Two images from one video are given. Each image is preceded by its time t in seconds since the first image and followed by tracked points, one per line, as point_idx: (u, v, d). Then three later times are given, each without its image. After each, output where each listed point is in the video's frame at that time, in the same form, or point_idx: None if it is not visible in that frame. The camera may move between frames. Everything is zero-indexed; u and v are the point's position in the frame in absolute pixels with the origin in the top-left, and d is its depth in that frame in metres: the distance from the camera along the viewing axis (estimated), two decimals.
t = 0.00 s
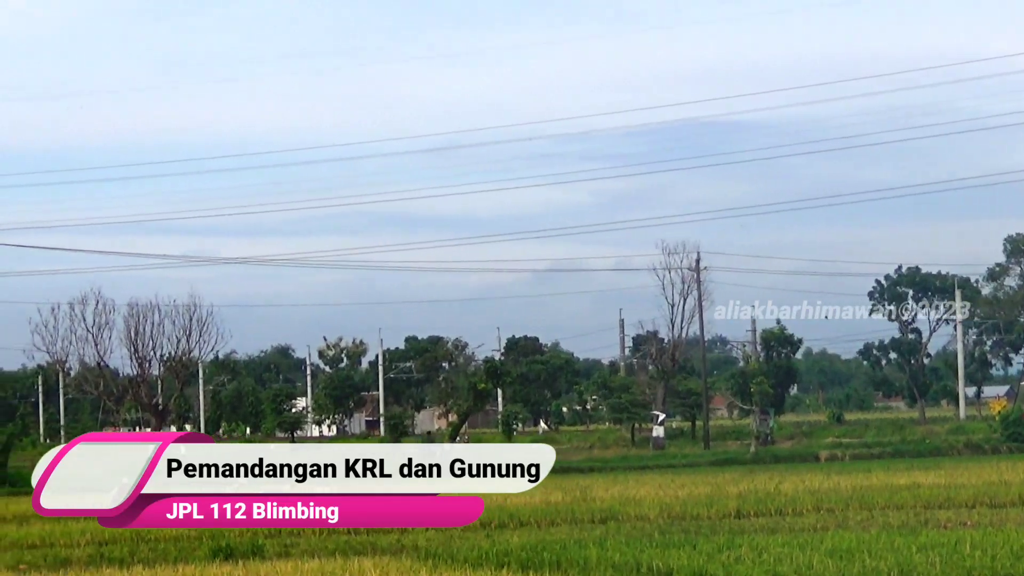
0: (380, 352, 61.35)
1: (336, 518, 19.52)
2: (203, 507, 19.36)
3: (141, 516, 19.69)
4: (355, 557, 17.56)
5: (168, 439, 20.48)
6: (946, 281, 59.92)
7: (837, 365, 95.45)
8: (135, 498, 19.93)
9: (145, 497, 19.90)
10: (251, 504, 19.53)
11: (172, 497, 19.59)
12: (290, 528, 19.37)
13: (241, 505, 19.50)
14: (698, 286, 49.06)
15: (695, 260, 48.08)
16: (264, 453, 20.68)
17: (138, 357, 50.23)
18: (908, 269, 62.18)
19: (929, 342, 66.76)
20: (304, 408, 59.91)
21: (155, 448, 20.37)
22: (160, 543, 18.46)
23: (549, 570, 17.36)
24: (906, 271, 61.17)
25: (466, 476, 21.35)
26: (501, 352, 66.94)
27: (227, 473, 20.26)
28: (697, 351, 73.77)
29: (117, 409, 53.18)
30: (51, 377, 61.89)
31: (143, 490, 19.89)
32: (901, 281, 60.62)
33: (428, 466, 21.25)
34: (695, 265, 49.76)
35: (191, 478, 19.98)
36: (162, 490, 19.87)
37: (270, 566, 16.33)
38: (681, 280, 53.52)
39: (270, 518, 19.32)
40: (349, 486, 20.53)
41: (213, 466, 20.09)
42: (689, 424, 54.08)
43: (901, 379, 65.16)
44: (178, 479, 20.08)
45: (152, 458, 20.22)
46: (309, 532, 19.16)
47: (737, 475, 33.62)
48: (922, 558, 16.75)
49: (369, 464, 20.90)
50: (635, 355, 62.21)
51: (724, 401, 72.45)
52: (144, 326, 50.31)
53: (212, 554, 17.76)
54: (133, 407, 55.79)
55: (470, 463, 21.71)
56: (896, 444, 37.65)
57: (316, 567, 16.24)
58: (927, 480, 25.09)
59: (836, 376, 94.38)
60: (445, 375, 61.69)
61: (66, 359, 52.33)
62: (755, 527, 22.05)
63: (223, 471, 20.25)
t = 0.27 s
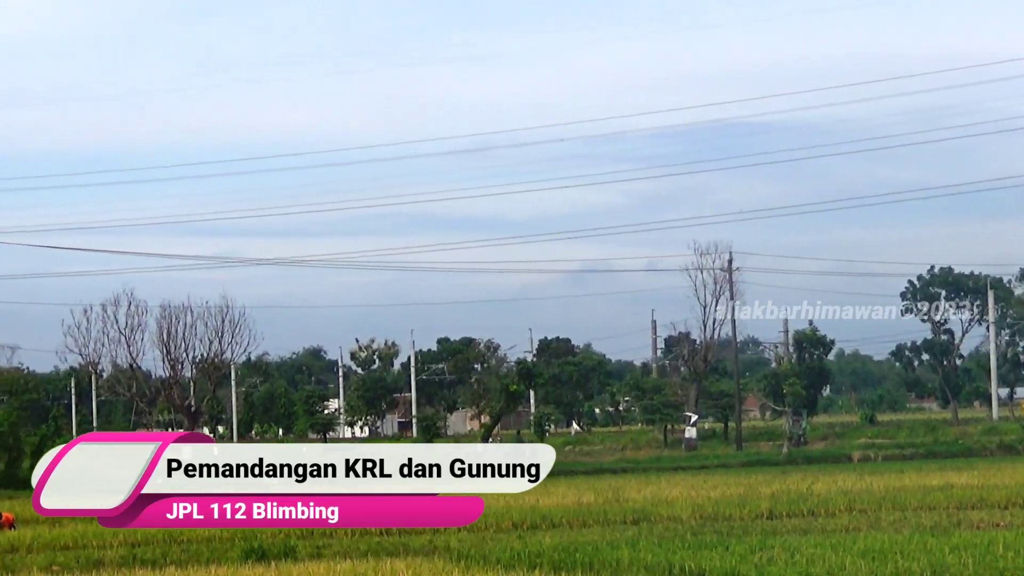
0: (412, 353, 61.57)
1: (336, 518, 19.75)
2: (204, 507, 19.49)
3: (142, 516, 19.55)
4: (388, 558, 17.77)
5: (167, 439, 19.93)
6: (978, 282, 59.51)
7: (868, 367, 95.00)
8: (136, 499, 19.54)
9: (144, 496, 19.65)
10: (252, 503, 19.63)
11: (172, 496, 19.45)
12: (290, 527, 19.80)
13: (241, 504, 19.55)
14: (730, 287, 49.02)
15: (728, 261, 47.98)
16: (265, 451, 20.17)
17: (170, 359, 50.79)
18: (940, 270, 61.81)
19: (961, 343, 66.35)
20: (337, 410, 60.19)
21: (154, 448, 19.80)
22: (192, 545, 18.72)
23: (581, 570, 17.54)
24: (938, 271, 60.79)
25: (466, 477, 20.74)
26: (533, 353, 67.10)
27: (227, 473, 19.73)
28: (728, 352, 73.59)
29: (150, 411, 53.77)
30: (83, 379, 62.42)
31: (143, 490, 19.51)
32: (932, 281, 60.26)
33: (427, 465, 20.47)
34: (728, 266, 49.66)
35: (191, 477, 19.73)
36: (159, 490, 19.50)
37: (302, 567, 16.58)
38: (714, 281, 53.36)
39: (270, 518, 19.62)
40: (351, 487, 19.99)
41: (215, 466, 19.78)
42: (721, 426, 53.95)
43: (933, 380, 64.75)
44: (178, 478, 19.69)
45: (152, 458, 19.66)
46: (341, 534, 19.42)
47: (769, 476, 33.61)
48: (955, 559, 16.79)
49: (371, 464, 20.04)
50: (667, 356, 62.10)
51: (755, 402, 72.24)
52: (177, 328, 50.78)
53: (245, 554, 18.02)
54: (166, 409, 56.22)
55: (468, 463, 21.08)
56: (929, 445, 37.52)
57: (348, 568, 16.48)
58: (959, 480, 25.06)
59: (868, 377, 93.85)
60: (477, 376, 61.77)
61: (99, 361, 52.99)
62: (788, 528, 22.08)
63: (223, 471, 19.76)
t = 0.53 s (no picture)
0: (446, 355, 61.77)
1: (336, 518, 19.92)
2: (203, 507, 19.41)
3: (143, 516, 19.90)
4: (422, 560, 17.97)
5: (167, 439, 20.09)
6: (1014, 282, 58.98)
7: (903, 367, 94.41)
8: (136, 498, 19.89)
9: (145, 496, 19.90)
10: (252, 503, 19.64)
11: (173, 496, 19.63)
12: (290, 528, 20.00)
13: (240, 504, 19.49)
14: (764, 289, 48.87)
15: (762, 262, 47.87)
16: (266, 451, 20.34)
17: (205, 361, 51.36)
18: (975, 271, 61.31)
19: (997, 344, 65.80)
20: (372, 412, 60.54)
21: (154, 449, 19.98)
22: (228, 548, 18.91)
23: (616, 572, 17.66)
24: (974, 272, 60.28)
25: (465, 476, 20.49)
26: (568, 355, 67.17)
27: (227, 473, 19.92)
28: (763, 353, 73.35)
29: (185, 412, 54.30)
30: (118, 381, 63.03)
31: (143, 490, 19.79)
32: (967, 282, 59.79)
33: (427, 465, 20.38)
34: (762, 268, 49.55)
35: (191, 477, 19.90)
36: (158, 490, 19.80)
37: (338, 569, 16.83)
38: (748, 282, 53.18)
39: (269, 518, 19.65)
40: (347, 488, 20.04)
41: (214, 466, 19.89)
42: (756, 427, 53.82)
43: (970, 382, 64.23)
44: (177, 478, 19.90)
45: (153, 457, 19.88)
46: (376, 536, 19.61)
47: (803, 478, 33.50)
48: (990, 561, 16.81)
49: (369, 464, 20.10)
50: (701, 357, 62.00)
51: (790, 404, 71.97)
52: (211, 330, 51.33)
53: (280, 557, 18.27)
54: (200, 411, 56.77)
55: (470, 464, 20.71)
56: (965, 446, 37.36)
57: (384, 569, 16.72)
58: (995, 481, 24.98)
59: (903, 379, 93.22)
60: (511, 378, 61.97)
61: (134, 363, 53.57)
62: (823, 530, 22.07)
63: (223, 471, 19.93)
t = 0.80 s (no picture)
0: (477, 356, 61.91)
1: (336, 518, 19.78)
2: (203, 507, 19.33)
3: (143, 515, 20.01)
4: (453, 561, 18.16)
5: (167, 439, 19.59)
6: None
7: (934, 368, 93.97)
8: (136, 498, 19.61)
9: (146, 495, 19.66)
10: (252, 503, 19.40)
11: (172, 496, 19.57)
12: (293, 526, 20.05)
13: (241, 504, 19.28)
14: (795, 290, 48.76)
15: (793, 263, 47.74)
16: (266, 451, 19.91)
17: (237, 363, 51.79)
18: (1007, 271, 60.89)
19: None
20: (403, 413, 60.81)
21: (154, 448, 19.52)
22: (260, 549, 19.14)
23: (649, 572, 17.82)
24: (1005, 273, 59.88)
25: (465, 477, 19.92)
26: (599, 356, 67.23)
27: (227, 473, 19.53)
28: (795, 354, 73.16)
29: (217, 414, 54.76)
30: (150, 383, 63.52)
31: (143, 490, 19.49)
32: (999, 283, 59.41)
33: (426, 465, 19.80)
34: (794, 268, 49.42)
35: (191, 477, 19.51)
36: (158, 490, 19.53)
37: (371, 569, 17.16)
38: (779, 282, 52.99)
39: (270, 518, 19.51)
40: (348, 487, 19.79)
41: (214, 465, 19.51)
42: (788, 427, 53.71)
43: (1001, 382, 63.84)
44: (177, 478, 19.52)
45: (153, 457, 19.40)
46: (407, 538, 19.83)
47: (832, 478, 33.50)
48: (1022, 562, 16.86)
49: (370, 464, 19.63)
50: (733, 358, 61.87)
51: (821, 404, 71.77)
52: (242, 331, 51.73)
53: (312, 558, 18.53)
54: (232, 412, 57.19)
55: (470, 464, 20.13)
56: (998, 446, 37.25)
57: (415, 570, 16.98)
58: None
59: (933, 380, 92.75)
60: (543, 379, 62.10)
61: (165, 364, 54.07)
62: (855, 531, 22.10)
63: (223, 471, 19.54)
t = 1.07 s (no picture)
0: (505, 357, 62.18)
1: (336, 518, 19.94)
2: (203, 507, 19.81)
3: (142, 515, 20.48)
4: (480, 561, 18.37)
5: (168, 439, 20.51)
6: None
7: (963, 368, 93.40)
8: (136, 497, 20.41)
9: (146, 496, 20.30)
10: (252, 503, 19.81)
11: (171, 497, 20.13)
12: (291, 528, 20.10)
13: (240, 504, 19.69)
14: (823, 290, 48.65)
15: (820, 263, 47.71)
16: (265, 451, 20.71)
17: (263, 364, 52.25)
18: None
19: None
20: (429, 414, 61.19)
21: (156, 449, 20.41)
22: (287, 549, 19.22)
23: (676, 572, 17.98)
24: None
25: (466, 476, 20.72)
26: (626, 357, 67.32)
27: (227, 473, 20.18)
28: (823, 354, 72.93)
29: (243, 414, 55.26)
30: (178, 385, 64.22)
31: (143, 490, 20.26)
32: None
33: (427, 465, 20.69)
34: (821, 269, 49.39)
35: (191, 477, 20.07)
36: (158, 490, 20.21)
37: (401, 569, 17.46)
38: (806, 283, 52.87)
39: (269, 518, 19.82)
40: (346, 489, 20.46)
41: (213, 466, 20.16)
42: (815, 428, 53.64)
43: None
44: (178, 478, 20.15)
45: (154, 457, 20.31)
46: (434, 539, 19.97)
47: (858, 479, 33.44)
48: None
49: (368, 465, 20.57)
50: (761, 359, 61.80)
51: (849, 405, 71.52)
52: (269, 333, 52.22)
53: (341, 558, 18.75)
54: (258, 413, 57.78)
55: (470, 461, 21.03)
56: None
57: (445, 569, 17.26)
58: None
59: (962, 380, 92.14)
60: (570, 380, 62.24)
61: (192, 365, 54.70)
62: (882, 531, 22.16)
63: (224, 471, 20.20)
